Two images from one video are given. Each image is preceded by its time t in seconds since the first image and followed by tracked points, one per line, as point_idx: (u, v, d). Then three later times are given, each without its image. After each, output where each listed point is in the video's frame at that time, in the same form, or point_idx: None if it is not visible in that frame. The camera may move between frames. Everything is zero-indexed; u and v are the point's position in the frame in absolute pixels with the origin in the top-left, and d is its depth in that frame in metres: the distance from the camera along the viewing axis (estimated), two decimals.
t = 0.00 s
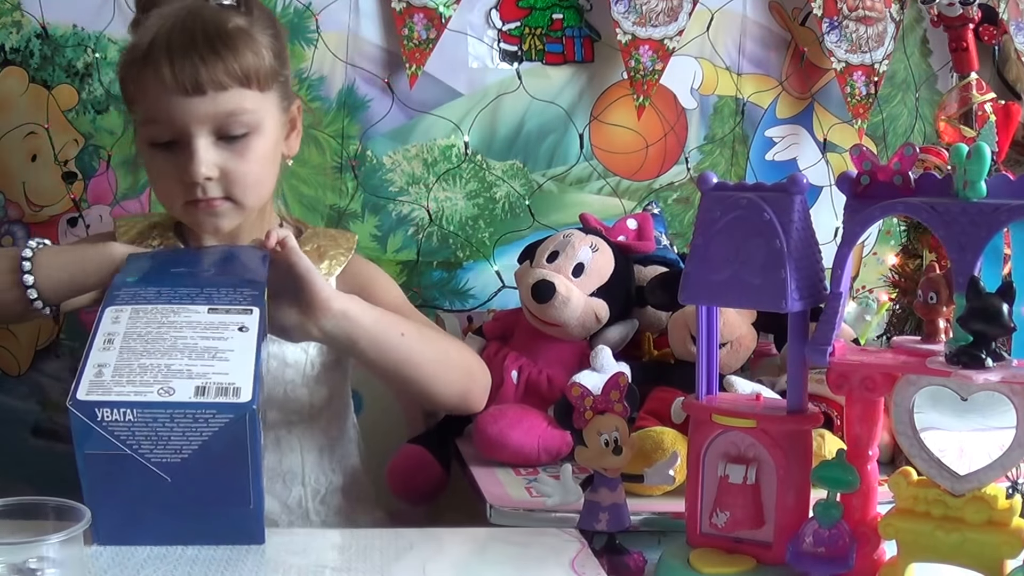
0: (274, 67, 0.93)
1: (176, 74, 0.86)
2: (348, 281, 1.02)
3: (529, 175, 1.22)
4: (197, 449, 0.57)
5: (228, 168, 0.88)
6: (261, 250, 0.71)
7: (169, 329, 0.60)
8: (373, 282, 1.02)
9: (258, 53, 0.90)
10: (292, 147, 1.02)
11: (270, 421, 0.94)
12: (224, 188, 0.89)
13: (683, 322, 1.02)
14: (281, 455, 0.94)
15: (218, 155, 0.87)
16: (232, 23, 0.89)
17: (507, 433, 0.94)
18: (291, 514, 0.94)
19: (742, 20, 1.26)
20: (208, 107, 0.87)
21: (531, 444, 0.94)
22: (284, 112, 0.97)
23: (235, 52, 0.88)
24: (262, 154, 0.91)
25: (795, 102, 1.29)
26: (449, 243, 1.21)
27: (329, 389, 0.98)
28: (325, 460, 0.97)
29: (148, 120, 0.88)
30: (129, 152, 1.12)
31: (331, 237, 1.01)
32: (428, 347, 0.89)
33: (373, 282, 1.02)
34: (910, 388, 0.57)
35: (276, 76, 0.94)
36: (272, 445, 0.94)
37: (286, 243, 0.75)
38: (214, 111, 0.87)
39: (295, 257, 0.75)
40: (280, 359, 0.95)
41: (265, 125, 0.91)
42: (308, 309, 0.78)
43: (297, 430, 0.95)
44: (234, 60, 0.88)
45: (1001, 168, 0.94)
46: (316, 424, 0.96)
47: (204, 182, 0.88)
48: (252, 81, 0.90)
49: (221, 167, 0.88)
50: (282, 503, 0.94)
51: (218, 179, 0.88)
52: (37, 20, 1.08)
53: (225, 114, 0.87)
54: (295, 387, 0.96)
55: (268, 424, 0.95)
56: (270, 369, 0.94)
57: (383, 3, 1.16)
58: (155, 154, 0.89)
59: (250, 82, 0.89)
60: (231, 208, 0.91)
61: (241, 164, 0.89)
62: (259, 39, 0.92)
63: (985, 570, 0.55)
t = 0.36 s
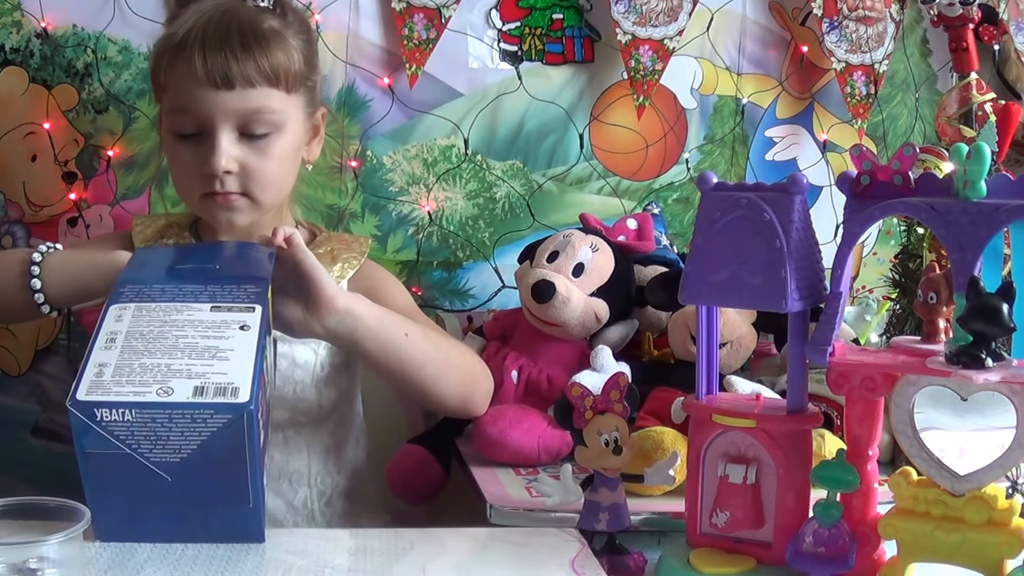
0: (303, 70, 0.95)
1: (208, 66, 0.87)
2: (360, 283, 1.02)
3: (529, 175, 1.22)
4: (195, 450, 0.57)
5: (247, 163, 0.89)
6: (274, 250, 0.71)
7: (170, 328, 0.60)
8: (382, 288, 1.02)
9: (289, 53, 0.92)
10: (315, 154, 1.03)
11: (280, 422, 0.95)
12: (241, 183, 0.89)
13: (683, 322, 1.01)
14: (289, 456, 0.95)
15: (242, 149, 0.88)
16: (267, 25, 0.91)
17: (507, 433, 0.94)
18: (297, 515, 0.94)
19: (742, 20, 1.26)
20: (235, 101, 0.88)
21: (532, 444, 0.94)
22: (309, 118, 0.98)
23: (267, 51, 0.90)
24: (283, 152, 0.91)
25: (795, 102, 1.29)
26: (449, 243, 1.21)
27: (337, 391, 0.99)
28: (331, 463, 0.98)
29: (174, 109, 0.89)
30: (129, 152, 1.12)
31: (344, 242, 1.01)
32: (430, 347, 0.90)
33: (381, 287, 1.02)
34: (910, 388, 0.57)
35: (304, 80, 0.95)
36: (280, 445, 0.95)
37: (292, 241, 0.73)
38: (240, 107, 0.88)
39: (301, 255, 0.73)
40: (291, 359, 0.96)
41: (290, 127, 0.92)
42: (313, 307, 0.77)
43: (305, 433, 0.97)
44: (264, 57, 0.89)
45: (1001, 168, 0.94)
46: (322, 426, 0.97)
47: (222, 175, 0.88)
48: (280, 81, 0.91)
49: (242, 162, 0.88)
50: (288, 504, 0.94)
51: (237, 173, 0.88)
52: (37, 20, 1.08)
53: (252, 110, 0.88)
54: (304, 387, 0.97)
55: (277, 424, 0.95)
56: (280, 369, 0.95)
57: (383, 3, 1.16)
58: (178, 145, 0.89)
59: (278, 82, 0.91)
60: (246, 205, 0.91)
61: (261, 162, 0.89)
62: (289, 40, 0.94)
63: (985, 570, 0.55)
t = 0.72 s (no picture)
0: (295, 67, 0.95)
1: (198, 58, 0.88)
2: (354, 279, 1.02)
3: (529, 175, 1.22)
4: (196, 452, 0.57)
5: (234, 156, 0.89)
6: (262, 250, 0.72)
7: (167, 328, 0.60)
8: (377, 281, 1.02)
9: (279, 47, 0.92)
10: (307, 153, 1.02)
11: (280, 422, 0.96)
12: (228, 175, 0.89)
13: (683, 322, 1.01)
14: (290, 456, 0.96)
15: (227, 140, 0.89)
16: (261, 19, 0.92)
17: (507, 433, 0.94)
18: (299, 515, 0.95)
19: (742, 20, 1.26)
20: (223, 92, 0.88)
21: (532, 444, 0.94)
22: (302, 117, 0.98)
23: (258, 45, 0.90)
24: (272, 148, 0.91)
25: (795, 102, 1.29)
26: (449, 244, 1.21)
27: (335, 388, 0.99)
28: (333, 459, 0.98)
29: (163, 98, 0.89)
30: (129, 152, 1.12)
31: (338, 238, 1.00)
32: (422, 337, 0.89)
33: (378, 281, 1.03)
34: (910, 388, 0.57)
35: (295, 77, 0.95)
36: (281, 445, 0.96)
37: (280, 236, 0.74)
38: (227, 98, 0.88)
39: (290, 248, 0.75)
40: (288, 357, 0.95)
41: (279, 121, 0.92)
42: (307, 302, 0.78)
43: (305, 431, 0.97)
44: (254, 51, 0.89)
45: (1001, 168, 0.94)
46: (323, 423, 0.98)
47: (208, 166, 0.88)
48: (270, 75, 0.91)
49: (229, 154, 0.88)
50: (290, 504, 0.95)
51: (223, 165, 0.88)
52: (37, 20, 1.08)
53: (239, 102, 0.89)
54: (302, 385, 0.96)
55: (277, 424, 0.96)
56: (277, 368, 0.95)
57: (383, 3, 1.16)
58: (168, 134, 0.90)
59: (267, 77, 0.91)
60: (232, 198, 0.91)
61: (247, 156, 0.89)
62: (281, 35, 0.93)
63: (985, 570, 0.55)
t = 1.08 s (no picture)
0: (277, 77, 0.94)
1: (185, 80, 0.86)
2: (331, 275, 1.03)
3: (529, 175, 1.22)
4: (198, 450, 0.57)
5: (223, 173, 0.89)
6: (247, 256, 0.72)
7: (163, 328, 0.60)
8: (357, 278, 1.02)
9: (264, 64, 0.91)
10: (285, 152, 1.03)
11: (264, 417, 0.94)
12: (218, 191, 0.90)
13: (683, 322, 1.01)
14: (274, 451, 0.95)
15: (217, 158, 0.89)
16: (242, 33, 0.90)
17: (507, 433, 0.94)
18: (285, 511, 0.94)
19: (742, 20, 1.26)
20: (210, 116, 0.87)
21: (532, 444, 0.94)
22: (280, 120, 0.97)
23: (243, 63, 0.89)
24: (258, 161, 0.92)
25: (795, 102, 1.29)
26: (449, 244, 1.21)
27: (317, 381, 0.98)
28: (319, 455, 0.97)
29: (151, 121, 0.88)
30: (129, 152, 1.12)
31: (311, 235, 1.00)
32: (410, 328, 0.89)
33: (357, 275, 1.03)
34: (910, 388, 0.57)
35: (278, 87, 0.95)
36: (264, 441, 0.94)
37: (262, 240, 0.74)
38: (214, 121, 0.87)
39: (273, 252, 0.74)
40: (268, 353, 0.95)
41: (264, 134, 0.92)
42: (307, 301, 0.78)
43: (288, 425, 0.96)
44: (240, 69, 0.88)
45: (1001, 168, 0.94)
46: (307, 416, 0.97)
47: (199, 186, 0.88)
48: (257, 92, 0.90)
49: (217, 172, 0.89)
50: (275, 500, 0.94)
51: (214, 183, 0.89)
52: (37, 20, 1.08)
53: (225, 125, 0.88)
54: (284, 380, 0.96)
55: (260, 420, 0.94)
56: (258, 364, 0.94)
57: (383, 3, 1.16)
58: (154, 154, 0.90)
59: (255, 93, 0.90)
60: (222, 211, 0.92)
61: (237, 172, 0.90)
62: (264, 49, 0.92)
63: (985, 570, 0.55)
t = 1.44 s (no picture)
0: (286, 79, 0.94)
1: (193, 88, 0.87)
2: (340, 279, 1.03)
3: (529, 175, 1.22)
4: (189, 450, 0.57)
5: (236, 179, 0.90)
6: (234, 267, 0.73)
7: (152, 331, 0.60)
8: (364, 276, 1.02)
9: (271, 68, 0.92)
10: (294, 152, 1.02)
11: (270, 418, 0.94)
12: (231, 197, 0.90)
13: (683, 322, 1.01)
14: (280, 451, 0.95)
15: (228, 165, 0.89)
16: (249, 38, 0.91)
17: (507, 433, 0.94)
18: (288, 511, 0.94)
19: (742, 20, 1.26)
20: (222, 122, 0.88)
21: (532, 444, 0.94)
22: (290, 121, 0.97)
23: (250, 68, 0.89)
24: (269, 165, 0.92)
25: (795, 102, 1.29)
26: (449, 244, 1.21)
27: (326, 385, 0.98)
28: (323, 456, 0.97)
29: (161, 129, 0.88)
30: (129, 152, 1.12)
31: (326, 237, 1.01)
32: (408, 332, 0.90)
33: (365, 275, 1.03)
34: (910, 388, 0.57)
35: (286, 89, 0.95)
36: (270, 442, 0.94)
37: (247, 250, 0.75)
38: (225, 128, 0.88)
39: (259, 262, 0.75)
40: (278, 355, 0.94)
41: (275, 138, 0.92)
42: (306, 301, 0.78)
43: (296, 428, 0.96)
44: (248, 74, 0.89)
45: (1001, 168, 0.94)
46: (314, 418, 0.97)
47: (212, 193, 0.89)
48: (265, 97, 0.91)
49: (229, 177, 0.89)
50: (279, 500, 0.94)
51: (227, 190, 0.89)
52: (37, 20, 1.08)
53: (236, 131, 0.88)
54: (293, 382, 0.95)
55: (267, 421, 0.95)
56: (267, 365, 0.94)
57: (383, 3, 1.16)
58: (165, 162, 0.90)
59: (263, 98, 0.90)
60: (235, 216, 0.92)
61: (249, 176, 0.90)
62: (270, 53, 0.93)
63: (985, 569, 0.55)
